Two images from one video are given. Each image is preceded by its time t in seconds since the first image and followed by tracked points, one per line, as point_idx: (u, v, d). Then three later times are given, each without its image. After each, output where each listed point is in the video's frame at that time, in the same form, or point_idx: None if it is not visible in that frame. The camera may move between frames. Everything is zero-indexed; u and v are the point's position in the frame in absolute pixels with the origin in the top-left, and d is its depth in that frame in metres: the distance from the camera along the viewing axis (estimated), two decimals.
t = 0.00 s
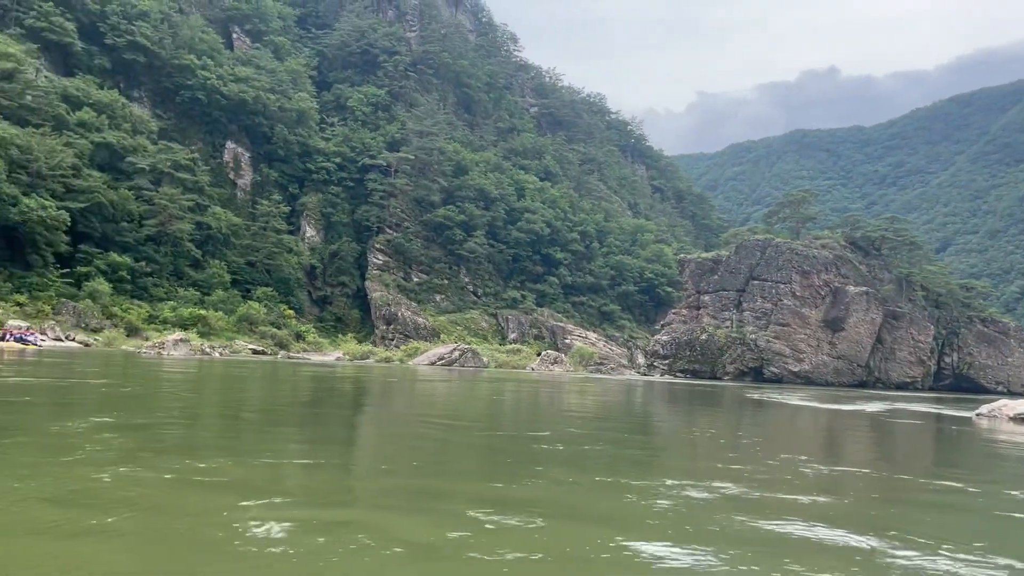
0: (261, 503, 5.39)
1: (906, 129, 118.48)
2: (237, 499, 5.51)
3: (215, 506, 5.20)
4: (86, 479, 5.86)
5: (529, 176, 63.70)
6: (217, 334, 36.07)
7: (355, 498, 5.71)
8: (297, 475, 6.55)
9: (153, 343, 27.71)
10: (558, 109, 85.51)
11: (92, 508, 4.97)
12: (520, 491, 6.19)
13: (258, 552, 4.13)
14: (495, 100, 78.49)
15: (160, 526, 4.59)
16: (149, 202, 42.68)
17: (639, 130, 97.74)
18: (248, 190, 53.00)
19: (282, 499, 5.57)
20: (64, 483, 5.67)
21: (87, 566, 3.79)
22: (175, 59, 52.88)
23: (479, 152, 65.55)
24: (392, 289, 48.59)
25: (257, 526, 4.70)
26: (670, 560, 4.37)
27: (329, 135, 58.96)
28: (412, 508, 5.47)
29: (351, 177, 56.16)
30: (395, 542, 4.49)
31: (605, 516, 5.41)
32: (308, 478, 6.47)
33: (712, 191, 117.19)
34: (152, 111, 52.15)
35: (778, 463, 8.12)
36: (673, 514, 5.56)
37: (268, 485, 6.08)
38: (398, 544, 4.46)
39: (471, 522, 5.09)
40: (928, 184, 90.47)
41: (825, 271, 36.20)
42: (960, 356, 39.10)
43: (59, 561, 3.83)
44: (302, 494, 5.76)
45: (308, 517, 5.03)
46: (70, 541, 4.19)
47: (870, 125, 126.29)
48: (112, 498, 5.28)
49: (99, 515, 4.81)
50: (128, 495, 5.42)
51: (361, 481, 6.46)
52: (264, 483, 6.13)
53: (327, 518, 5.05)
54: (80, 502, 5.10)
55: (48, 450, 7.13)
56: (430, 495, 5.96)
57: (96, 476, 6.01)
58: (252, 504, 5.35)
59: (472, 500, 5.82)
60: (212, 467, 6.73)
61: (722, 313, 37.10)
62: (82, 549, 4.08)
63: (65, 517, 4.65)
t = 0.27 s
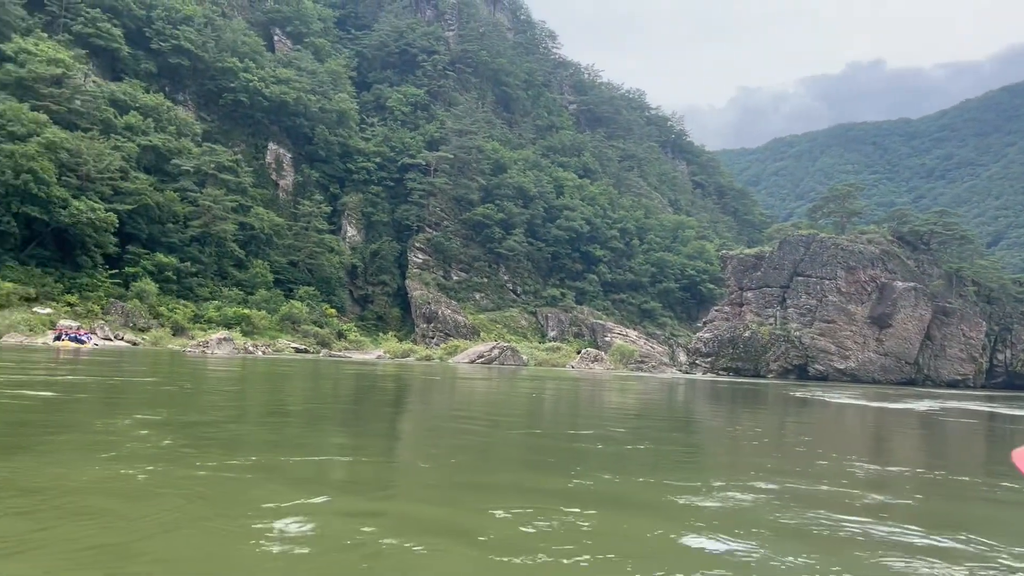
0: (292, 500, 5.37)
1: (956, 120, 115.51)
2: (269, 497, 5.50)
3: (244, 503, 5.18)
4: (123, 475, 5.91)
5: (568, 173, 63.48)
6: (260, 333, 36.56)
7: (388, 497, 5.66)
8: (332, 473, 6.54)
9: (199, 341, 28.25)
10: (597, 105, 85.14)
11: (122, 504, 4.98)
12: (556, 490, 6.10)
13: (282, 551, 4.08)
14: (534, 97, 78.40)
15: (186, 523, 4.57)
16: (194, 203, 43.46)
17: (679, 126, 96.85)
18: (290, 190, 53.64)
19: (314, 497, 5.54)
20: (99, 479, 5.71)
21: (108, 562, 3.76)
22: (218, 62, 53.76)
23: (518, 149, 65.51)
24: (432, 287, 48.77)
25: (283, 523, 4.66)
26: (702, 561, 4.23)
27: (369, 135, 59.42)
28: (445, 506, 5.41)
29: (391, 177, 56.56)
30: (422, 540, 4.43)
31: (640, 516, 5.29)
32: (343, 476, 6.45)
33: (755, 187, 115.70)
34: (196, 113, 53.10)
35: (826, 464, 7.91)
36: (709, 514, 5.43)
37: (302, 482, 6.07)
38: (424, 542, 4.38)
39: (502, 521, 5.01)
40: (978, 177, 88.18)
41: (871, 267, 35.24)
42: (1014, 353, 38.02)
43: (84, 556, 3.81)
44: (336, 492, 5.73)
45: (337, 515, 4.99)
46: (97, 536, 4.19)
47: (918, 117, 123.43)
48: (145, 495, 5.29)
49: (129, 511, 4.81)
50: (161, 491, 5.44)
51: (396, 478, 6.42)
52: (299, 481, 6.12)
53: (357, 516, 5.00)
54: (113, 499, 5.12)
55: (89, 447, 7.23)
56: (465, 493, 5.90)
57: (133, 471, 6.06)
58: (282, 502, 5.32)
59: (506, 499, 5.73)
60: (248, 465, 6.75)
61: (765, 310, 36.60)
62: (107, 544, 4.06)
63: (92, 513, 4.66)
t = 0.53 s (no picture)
0: (316, 499, 5.31)
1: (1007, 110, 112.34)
2: (295, 495, 5.45)
3: (265, 502, 5.14)
4: (152, 472, 5.93)
5: (606, 169, 63.13)
6: (301, 331, 37.01)
7: (414, 496, 5.59)
8: (361, 471, 6.50)
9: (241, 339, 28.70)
10: (635, 100, 84.64)
11: (144, 502, 4.97)
12: (587, 490, 5.98)
13: (295, 549, 4.01)
14: (572, 94, 78.21)
15: (204, 520, 4.54)
16: (236, 203, 44.17)
17: (719, 120, 95.87)
18: (330, 189, 54.14)
19: (340, 495, 5.49)
20: (127, 476, 5.73)
21: (119, 558, 3.73)
22: (258, 63, 54.52)
23: (556, 146, 65.37)
24: (470, 285, 48.91)
25: (301, 522, 4.60)
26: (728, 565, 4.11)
27: (407, 134, 59.78)
28: (472, 506, 5.33)
29: (429, 175, 56.82)
30: (441, 539, 4.34)
31: (669, 517, 5.15)
32: (371, 474, 6.40)
33: (797, 182, 114.27)
34: (238, 114, 53.98)
35: (874, 464, 7.73)
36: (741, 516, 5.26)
37: (329, 480, 6.03)
38: (442, 541, 4.30)
39: (526, 521, 4.90)
40: None
41: (917, 261, 34.59)
42: None
43: (96, 552, 3.78)
44: (362, 491, 5.68)
45: (357, 514, 4.92)
46: (113, 533, 4.17)
47: (967, 108, 120.40)
48: (170, 492, 5.29)
49: (150, 508, 4.79)
50: (186, 489, 5.43)
51: (424, 477, 6.35)
52: (326, 479, 6.08)
53: (378, 515, 4.93)
54: (137, 495, 5.13)
55: (124, 443, 7.30)
56: (494, 493, 5.81)
57: (162, 469, 6.08)
58: (307, 500, 5.27)
59: (534, 499, 5.63)
60: (277, 463, 6.73)
61: (809, 306, 36.05)
62: (122, 540, 4.04)
63: (113, 511, 4.65)
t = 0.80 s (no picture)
0: (338, 497, 5.23)
1: None
2: (318, 492, 5.38)
3: (287, 499, 5.08)
4: (180, 469, 5.92)
5: (644, 165, 62.57)
6: (340, 328, 37.35)
7: (441, 494, 5.49)
8: (390, 468, 6.42)
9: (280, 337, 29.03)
10: (673, 95, 83.94)
11: (167, 499, 4.95)
12: (618, 491, 5.81)
13: (308, 550, 3.91)
14: (609, 89, 77.84)
15: (221, 518, 4.48)
16: (276, 202, 44.72)
17: (759, 113, 94.70)
18: (368, 188, 54.57)
19: (365, 493, 5.41)
20: (154, 473, 5.74)
21: (130, 559, 3.68)
22: (297, 63, 55.15)
23: (593, 142, 65.09)
24: (507, 282, 48.94)
25: (318, 521, 4.51)
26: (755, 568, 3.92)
27: (444, 131, 59.97)
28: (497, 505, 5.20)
29: (466, 172, 56.94)
30: (459, 539, 4.22)
31: (700, 517, 4.97)
32: (398, 472, 6.31)
33: (840, 176, 112.44)
34: (277, 114, 54.69)
35: (922, 464, 7.46)
36: (776, 516, 5.06)
37: (355, 478, 5.96)
38: (460, 539, 4.17)
39: (550, 521, 4.75)
40: None
41: (966, 255, 33.58)
42: None
43: (108, 552, 3.74)
44: (389, 488, 5.60)
45: (379, 512, 4.82)
46: (129, 532, 4.13)
47: (1018, 98, 117.23)
48: (194, 490, 5.26)
49: (171, 505, 4.76)
50: (211, 486, 5.40)
51: (453, 475, 6.25)
52: (352, 477, 6.01)
53: (399, 514, 4.82)
54: (161, 493, 5.11)
55: (157, 440, 7.35)
56: (522, 492, 5.68)
57: (190, 465, 6.07)
58: (330, 497, 5.20)
59: (562, 499, 5.48)
60: (306, 460, 6.70)
61: (852, 302, 35.57)
62: (133, 540, 3.98)
63: (133, 508, 4.62)
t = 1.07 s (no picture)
0: (364, 497, 5.08)
1: None
2: (348, 490, 5.26)
3: (311, 497, 5.01)
4: (211, 466, 5.86)
5: (682, 159, 61.83)
6: (377, 325, 37.59)
7: (470, 492, 5.39)
8: (422, 467, 6.30)
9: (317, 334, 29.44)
10: (710, 88, 83.07)
11: (192, 495, 4.85)
12: (654, 490, 5.63)
13: (325, 550, 3.78)
14: (645, 83, 77.29)
15: (243, 517, 4.38)
16: (313, 200, 45.12)
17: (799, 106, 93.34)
18: (404, 185, 54.86)
19: (394, 491, 5.28)
20: (183, 469, 5.68)
21: (142, 556, 3.58)
22: (333, 62, 55.62)
23: (629, 137, 64.68)
24: (543, 278, 48.90)
25: (347, 520, 4.38)
26: (796, 571, 3.74)
27: (480, 128, 60.01)
28: (526, 504, 5.05)
29: (502, 169, 56.98)
30: (486, 544, 4.06)
31: (737, 518, 4.79)
32: (430, 470, 6.19)
33: (883, 168, 110.41)
34: (314, 113, 55.25)
35: (971, 463, 7.19)
36: (819, 518, 4.84)
37: (385, 476, 5.84)
38: (484, 542, 4.07)
39: (581, 522, 4.59)
40: None
41: (1015, 248, 32.24)
42: None
43: (121, 550, 3.64)
44: (421, 487, 5.47)
45: (404, 512, 4.68)
46: (150, 529, 4.04)
47: None
48: (223, 486, 5.19)
49: (194, 503, 4.66)
50: (237, 483, 5.31)
51: (486, 474, 6.12)
52: (383, 475, 5.90)
53: (425, 514, 4.69)
54: (187, 489, 5.04)
55: (191, 436, 7.33)
56: (557, 491, 5.52)
57: (219, 463, 6.00)
58: (358, 496, 5.07)
59: (597, 499, 5.30)
60: (338, 457, 6.61)
61: (895, 297, 34.87)
62: (150, 536, 3.89)
63: (156, 506, 4.54)
